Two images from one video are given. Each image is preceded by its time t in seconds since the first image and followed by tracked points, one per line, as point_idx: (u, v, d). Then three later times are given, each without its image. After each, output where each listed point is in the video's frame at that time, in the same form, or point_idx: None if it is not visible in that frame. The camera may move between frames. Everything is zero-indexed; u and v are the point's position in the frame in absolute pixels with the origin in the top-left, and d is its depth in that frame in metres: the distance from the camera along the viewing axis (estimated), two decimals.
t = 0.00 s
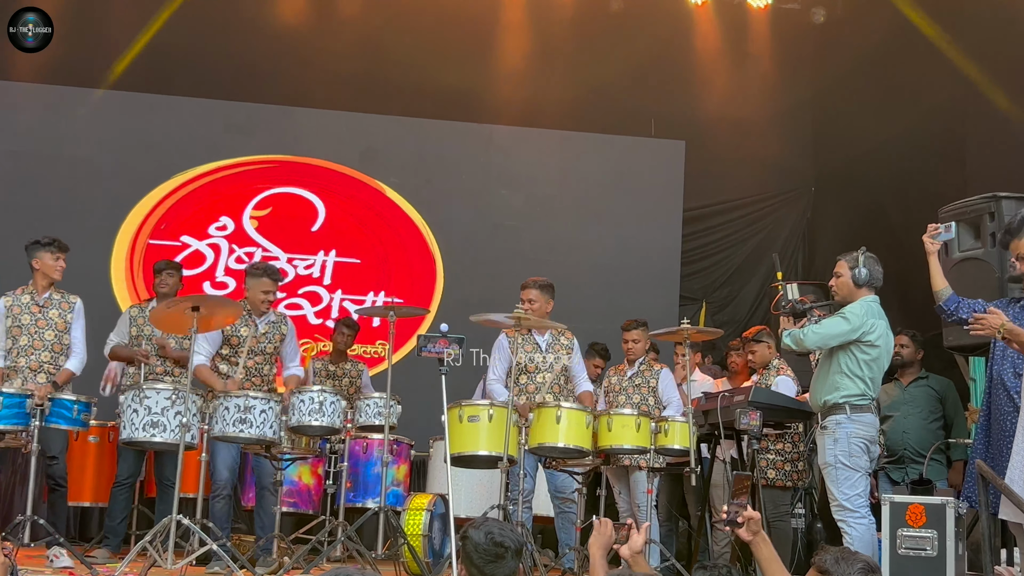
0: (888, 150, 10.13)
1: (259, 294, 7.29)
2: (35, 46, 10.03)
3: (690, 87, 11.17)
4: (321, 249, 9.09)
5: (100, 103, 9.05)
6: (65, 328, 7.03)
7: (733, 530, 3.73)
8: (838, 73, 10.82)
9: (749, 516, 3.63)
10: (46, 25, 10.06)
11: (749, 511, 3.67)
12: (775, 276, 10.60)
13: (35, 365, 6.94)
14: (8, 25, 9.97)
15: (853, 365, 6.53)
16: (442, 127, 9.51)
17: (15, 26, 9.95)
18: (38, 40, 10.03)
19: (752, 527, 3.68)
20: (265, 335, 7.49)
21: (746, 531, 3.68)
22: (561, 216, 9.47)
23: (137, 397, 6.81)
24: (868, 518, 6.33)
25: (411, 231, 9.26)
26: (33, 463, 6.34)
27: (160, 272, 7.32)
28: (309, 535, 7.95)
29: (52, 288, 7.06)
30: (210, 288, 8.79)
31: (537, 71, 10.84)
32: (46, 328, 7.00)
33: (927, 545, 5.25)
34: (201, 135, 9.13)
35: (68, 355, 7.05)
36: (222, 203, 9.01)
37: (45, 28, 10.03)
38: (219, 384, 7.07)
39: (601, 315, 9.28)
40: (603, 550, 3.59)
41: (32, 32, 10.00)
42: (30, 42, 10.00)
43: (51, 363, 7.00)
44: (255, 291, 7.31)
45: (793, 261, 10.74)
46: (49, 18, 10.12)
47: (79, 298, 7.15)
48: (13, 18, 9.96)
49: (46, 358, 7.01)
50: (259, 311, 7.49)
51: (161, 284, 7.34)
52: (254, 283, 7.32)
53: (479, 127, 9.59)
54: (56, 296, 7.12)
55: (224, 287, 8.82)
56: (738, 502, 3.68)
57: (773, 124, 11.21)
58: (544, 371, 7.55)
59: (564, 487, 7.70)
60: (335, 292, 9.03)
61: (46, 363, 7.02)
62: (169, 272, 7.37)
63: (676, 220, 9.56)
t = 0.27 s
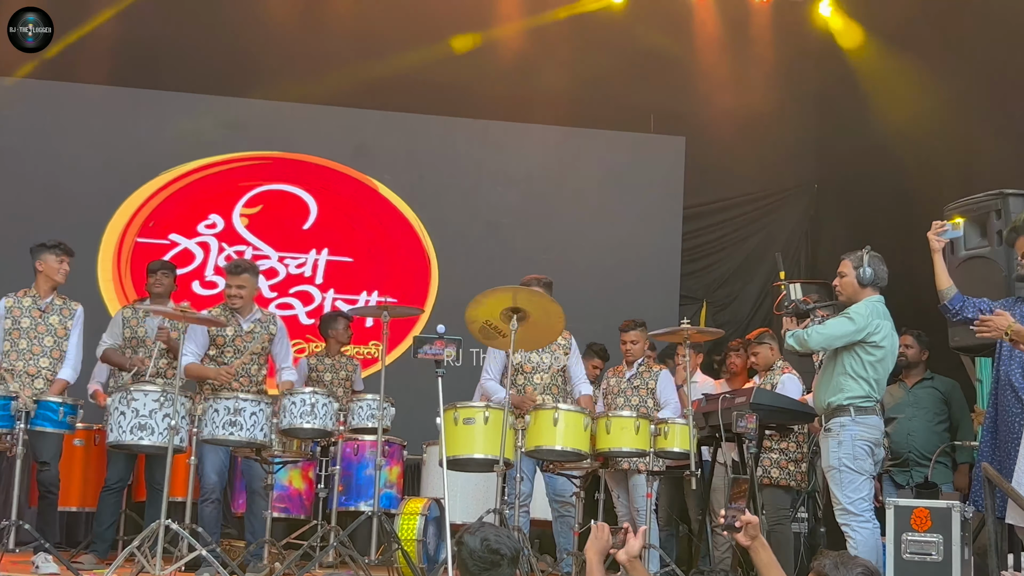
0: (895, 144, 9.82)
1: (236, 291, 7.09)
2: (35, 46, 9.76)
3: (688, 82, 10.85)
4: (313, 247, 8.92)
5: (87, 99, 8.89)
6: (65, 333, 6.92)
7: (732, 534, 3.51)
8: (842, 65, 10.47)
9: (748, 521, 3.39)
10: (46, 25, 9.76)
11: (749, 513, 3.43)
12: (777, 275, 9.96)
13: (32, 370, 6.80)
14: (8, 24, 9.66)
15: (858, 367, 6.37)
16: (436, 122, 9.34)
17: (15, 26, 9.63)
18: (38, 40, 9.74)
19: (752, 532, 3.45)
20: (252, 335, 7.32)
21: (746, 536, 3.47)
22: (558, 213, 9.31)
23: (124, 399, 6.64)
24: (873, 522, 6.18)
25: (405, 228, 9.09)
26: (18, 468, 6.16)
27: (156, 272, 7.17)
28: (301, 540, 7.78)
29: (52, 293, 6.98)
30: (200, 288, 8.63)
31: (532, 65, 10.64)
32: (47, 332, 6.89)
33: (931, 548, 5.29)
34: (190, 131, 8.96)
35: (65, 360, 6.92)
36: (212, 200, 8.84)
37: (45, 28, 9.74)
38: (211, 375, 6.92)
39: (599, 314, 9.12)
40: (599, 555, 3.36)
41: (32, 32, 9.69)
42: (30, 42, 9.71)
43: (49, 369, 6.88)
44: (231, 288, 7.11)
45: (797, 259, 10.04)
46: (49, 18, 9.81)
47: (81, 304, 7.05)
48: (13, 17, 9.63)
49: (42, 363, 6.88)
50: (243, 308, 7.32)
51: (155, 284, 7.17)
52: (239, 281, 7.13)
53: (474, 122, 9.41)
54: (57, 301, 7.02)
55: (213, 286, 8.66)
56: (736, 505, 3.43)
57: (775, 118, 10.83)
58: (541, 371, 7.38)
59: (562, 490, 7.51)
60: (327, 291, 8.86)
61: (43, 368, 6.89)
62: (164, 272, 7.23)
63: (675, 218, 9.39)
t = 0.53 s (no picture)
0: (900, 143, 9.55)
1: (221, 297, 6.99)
2: (34, 47, 9.41)
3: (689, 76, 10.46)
4: (306, 245, 8.75)
5: (74, 95, 8.73)
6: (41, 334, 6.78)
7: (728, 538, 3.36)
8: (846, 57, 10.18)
9: (743, 524, 3.24)
10: (47, 24, 9.39)
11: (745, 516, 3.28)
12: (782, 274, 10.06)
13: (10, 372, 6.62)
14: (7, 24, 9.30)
15: (864, 368, 6.20)
16: (431, 118, 9.18)
17: (14, 26, 9.27)
18: (39, 41, 9.38)
19: (747, 535, 3.31)
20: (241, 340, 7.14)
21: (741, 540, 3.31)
22: (555, 210, 9.15)
23: (112, 401, 6.46)
24: (880, 527, 6.01)
25: (400, 226, 8.93)
26: (2, 470, 5.95)
27: (149, 271, 6.99)
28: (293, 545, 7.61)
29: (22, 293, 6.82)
30: (189, 287, 8.46)
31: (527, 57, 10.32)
32: (22, 334, 6.73)
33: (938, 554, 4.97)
34: (180, 127, 8.81)
35: (43, 360, 6.78)
36: (202, 197, 8.67)
37: (46, 29, 9.37)
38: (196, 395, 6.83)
39: (597, 314, 8.96)
40: (597, 561, 3.25)
41: (33, 32, 9.34)
42: (31, 42, 9.37)
43: (26, 370, 6.72)
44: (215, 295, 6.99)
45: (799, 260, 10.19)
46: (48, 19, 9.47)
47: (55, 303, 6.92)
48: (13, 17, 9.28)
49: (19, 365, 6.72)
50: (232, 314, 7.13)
51: (149, 284, 6.97)
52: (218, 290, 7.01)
53: (470, 118, 9.25)
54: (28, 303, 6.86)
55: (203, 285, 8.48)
56: (731, 507, 3.34)
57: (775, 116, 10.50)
58: (540, 374, 7.19)
59: (560, 494, 7.35)
60: (320, 291, 8.69)
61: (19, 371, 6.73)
62: (160, 271, 7.02)
63: (674, 215, 9.23)
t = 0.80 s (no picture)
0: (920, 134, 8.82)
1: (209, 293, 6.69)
2: (35, 47, 8.97)
3: (687, 68, 9.97)
4: (298, 243, 8.55)
5: (58, 88, 8.52)
6: None
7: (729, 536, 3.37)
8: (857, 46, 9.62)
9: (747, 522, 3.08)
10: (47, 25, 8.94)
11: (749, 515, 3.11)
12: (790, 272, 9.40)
13: None
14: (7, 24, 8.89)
15: (874, 369, 5.99)
16: (425, 112, 8.97)
17: (14, 26, 8.83)
18: (39, 41, 8.96)
19: (749, 533, 3.34)
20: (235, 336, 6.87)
21: (742, 538, 3.35)
22: (554, 207, 8.94)
23: (98, 402, 6.23)
24: (891, 534, 5.80)
25: (394, 223, 8.73)
26: None
27: (146, 269, 6.71)
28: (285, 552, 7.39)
29: None
30: (177, 285, 8.25)
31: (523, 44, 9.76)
32: None
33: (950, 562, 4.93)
34: (167, 121, 8.60)
35: None
36: (191, 193, 8.46)
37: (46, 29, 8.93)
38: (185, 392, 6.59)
39: (597, 312, 8.74)
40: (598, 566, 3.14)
41: (33, 32, 8.92)
42: (30, 43, 8.94)
43: None
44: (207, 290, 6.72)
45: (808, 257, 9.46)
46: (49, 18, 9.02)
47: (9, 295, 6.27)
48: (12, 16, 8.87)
49: None
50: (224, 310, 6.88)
51: (144, 282, 6.70)
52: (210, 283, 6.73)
53: (466, 112, 9.04)
54: None
55: (192, 284, 8.28)
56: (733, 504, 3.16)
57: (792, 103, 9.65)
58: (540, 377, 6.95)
59: (560, 499, 7.12)
60: (312, 289, 8.49)
61: None
62: (156, 270, 6.73)
63: (675, 211, 9.01)
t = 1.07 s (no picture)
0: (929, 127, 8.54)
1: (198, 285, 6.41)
2: (35, 47, 8.67)
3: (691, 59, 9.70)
4: (289, 239, 8.29)
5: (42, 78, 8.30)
6: None
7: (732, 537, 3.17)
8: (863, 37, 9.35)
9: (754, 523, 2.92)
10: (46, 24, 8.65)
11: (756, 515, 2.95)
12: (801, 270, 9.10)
13: None
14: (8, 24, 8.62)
15: (888, 371, 5.71)
16: (419, 103, 8.71)
17: (14, 26, 8.56)
18: (39, 40, 8.64)
19: (754, 535, 3.08)
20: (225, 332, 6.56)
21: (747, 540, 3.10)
22: (553, 202, 8.68)
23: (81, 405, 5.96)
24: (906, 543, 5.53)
25: (388, 218, 8.47)
26: None
27: (134, 267, 6.44)
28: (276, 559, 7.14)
29: None
30: (163, 283, 8.00)
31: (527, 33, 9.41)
32: None
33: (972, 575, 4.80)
34: (153, 112, 8.36)
35: None
36: (178, 188, 8.21)
37: (47, 28, 8.64)
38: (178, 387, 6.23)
39: (598, 311, 8.49)
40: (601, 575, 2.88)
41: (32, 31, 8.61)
42: (30, 41, 8.61)
43: None
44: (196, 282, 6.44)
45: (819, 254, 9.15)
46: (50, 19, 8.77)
47: None
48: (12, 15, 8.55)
49: None
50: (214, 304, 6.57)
51: (132, 280, 6.40)
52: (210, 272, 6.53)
53: (462, 104, 8.78)
54: None
55: (179, 281, 8.04)
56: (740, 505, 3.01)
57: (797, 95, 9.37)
58: (538, 377, 6.70)
59: (561, 506, 6.84)
60: (304, 288, 8.24)
61: None
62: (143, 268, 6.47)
63: (677, 206, 8.74)
